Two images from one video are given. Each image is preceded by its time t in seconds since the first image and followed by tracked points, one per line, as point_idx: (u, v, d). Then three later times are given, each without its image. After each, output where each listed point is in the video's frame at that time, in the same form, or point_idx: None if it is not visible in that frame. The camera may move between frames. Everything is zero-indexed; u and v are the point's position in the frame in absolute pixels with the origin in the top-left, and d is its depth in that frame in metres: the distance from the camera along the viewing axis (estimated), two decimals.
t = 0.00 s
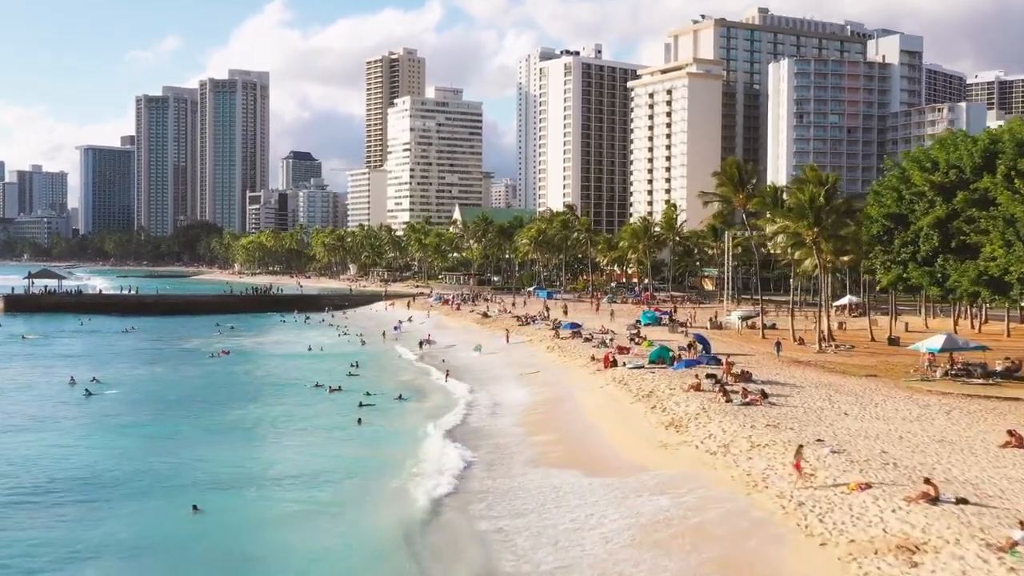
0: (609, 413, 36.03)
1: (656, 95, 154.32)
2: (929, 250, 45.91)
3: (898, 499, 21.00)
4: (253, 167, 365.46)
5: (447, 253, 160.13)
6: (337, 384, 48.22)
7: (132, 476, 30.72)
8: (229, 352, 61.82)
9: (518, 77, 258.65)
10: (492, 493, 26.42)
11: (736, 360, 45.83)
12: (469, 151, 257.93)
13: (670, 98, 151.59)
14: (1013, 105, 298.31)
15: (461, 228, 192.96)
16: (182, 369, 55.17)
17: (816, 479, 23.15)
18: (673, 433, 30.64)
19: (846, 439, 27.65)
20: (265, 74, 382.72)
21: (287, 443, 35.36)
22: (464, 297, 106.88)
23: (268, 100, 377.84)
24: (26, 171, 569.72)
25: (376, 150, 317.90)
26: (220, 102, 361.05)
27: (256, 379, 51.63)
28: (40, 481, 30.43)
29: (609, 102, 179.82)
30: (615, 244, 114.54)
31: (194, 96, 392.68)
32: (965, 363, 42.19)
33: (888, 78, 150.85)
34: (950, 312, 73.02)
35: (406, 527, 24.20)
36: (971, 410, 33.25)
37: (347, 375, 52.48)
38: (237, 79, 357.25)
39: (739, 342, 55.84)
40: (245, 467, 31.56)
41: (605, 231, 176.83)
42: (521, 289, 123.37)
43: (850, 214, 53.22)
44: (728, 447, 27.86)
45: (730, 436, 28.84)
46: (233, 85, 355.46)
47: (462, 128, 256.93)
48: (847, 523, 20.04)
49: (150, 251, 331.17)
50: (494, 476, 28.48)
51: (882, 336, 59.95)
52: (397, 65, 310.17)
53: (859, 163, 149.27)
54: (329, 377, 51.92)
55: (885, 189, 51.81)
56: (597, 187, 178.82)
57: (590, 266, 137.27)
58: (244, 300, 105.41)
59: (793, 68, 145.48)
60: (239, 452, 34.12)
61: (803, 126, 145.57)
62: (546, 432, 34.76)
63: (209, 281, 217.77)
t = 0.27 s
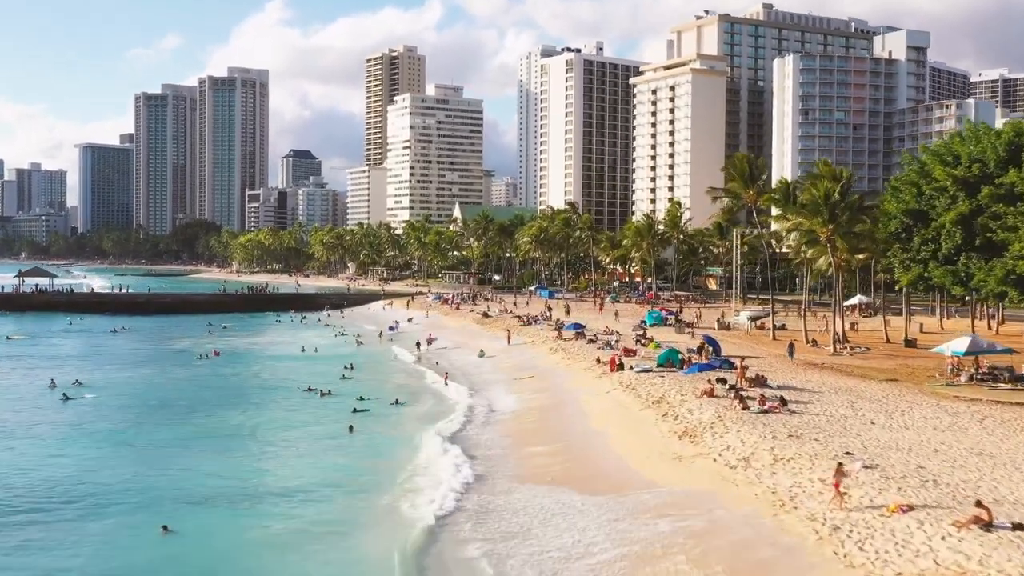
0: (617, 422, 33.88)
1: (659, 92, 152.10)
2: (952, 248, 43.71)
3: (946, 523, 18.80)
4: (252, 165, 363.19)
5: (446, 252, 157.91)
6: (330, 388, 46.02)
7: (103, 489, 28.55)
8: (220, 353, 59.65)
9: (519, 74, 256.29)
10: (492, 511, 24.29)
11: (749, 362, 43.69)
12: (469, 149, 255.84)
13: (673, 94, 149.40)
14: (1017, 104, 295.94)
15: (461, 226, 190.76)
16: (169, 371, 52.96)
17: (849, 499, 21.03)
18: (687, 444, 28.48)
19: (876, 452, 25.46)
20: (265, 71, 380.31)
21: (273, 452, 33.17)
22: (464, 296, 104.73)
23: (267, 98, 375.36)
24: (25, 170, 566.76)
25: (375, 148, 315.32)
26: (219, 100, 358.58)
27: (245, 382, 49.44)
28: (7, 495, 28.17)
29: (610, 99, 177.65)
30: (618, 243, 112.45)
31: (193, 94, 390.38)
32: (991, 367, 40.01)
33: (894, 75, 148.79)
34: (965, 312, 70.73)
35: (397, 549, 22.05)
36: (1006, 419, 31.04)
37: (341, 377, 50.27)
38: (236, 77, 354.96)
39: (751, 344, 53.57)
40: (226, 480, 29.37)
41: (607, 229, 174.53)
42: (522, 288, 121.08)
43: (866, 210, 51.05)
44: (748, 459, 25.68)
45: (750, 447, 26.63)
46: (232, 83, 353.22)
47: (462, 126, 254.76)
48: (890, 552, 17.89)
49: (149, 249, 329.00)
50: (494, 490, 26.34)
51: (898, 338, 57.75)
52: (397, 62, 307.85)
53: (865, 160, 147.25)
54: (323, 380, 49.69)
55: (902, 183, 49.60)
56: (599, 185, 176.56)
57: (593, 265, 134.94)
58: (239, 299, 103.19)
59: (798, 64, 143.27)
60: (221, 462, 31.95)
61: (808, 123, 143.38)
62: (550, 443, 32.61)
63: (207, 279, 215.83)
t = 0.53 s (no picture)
0: (626, 430, 31.68)
1: (661, 88, 149.84)
2: (976, 246, 41.54)
3: (1007, 556, 16.61)
4: (250, 163, 360.75)
5: (445, 250, 155.58)
6: (321, 392, 43.81)
7: (69, 506, 26.35)
8: (209, 355, 57.45)
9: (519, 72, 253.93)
10: (493, 533, 22.09)
11: (763, 365, 41.49)
12: (469, 147, 253.49)
13: (675, 91, 147.19)
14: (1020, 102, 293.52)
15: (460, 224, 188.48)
16: (153, 374, 50.75)
17: (892, 524, 18.84)
18: (703, 455, 26.28)
19: (914, 467, 23.24)
20: (263, 69, 377.55)
21: (257, 463, 30.96)
22: (463, 296, 102.48)
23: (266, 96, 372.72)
24: (22, 167, 563.54)
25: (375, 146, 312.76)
26: (217, 98, 355.94)
27: (232, 385, 47.21)
28: None
29: (611, 95, 175.43)
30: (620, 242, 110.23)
31: (191, 92, 387.77)
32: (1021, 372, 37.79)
33: (900, 71, 146.41)
34: (981, 313, 68.54)
35: None
36: None
37: (333, 380, 48.07)
38: (234, 74, 352.29)
39: (762, 347, 51.34)
40: (203, 496, 27.15)
41: (607, 228, 172.39)
42: (522, 287, 118.77)
43: (884, 206, 48.85)
44: (771, 473, 23.49)
45: (773, 461, 24.43)
46: (230, 81, 350.57)
47: (461, 124, 252.35)
48: None
49: (145, 248, 326.49)
50: (494, 509, 24.18)
51: (914, 339, 55.56)
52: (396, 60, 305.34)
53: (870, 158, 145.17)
54: (314, 383, 47.47)
55: (922, 178, 47.39)
56: (600, 183, 174.40)
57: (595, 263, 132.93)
58: (233, 299, 100.86)
59: (803, 59, 140.98)
60: (199, 474, 29.74)
61: (812, 121, 141.14)
62: (555, 453, 30.40)
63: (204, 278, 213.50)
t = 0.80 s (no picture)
0: (638, 441, 29.49)
1: (662, 84, 147.61)
2: (1002, 245, 39.30)
3: None
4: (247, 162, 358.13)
5: (444, 249, 153.31)
6: (311, 398, 41.56)
7: (27, 528, 24.12)
8: (195, 357, 55.17)
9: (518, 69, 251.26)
10: (493, 563, 19.88)
11: (777, 370, 39.29)
12: (468, 144, 251.08)
13: (677, 88, 144.96)
14: None
15: (458, 223, 186.16)
16: (135, 377, 48.42)
17: (948, 558, 16.61)
18: (723, 471, 24.09)
19: (960, 487, 21.02)
20: (261, 66, 374.77)
21: (235, 479, 28.68)
22: (462, 295, 100.27)
23: (263, 93, 369.92)
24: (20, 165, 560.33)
25: (373, 144, 310.25)
26: (214, 96, 353.13)
27: (217, 389, 44.90)
28: None
29: (612, 92, 173.20)
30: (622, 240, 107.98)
31: (189, 90, 384.97)
32: None
33: (906, 67, 143.96)
34: (996, 313, 66.19)
35: None
36: None
37: (324, 384, 45.84)
38: (232, 72, 349.41)
39: (773, 349, 49.14)
40: (172, 517, 24.84)
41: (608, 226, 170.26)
42: (522, 286, 116.46)
43: (902, 201, 46.62)
44: (801, 493, 21.26)
45: (803, 478, 22.21)
46: (227, 78, 347.65)
47: (460, 121, 249.93)
48: None
49: (142, 247, 324.05)
50: (493, 533, 21.97)
51: (932, 341, 53.27)
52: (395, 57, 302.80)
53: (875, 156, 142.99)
54: (305, 387, 45.24)
55: (943, 172, 45.13)
56: (600, 180, 172.25)
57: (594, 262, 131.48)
58: (227, 299, 98.57)
59: (807, 55, 138.76)
60: (170, 492, 27.41)
61: (816, 118, 138.88)
62: (562, 466, 28.23)
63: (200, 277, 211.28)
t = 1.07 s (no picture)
0: (647, 455, 27.30)
1: (663, 81, 145.30)
2: None
3: None
4: (245, 160, 355.64)
5: (442, 248, 151.01)
6: (297, 405, 39.23)
7: None
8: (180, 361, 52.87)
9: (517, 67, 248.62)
10: None
11: (793, 376, 36.99)
12: (467, 143, 248.70)
13: (678, 84, 142.66)
14: None
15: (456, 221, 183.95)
16: (115, 382, 46.22)
17: None
18: (744, 493, 21.83)
19: (1013, 514, 18.78)
20: (258, 64, 372.01)
21: (211, 497, 26.44)
22: (459, 295, 98.06)
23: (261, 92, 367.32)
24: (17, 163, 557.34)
25: (372, 142, 307.80)
26: (211, 94, 350.42)
27: (199, 394, 42.67)
28: None
29: (612, 89, 170.89)
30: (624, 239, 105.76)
31: (186, 87, 382.33)
32: None
33: (911, 63, 141.53)
34: (1013, 315, 63.86)
35: None
36: None
37: (313, 390, 43.50)
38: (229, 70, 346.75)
39: (785, 354, 46.86)
40: (137, 546, 22.57)
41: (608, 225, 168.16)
42: (521, 286, 114.18)
43: (921, 198, 44.29)
44: (836, 521, 18.99)
45: (836, 503, 19.92)
46: (225, 76, 345.01)
47: (458, 120, 247.49)
48: None
49: (138, 245, 321.65)
50: (491, 566, 19.71)
51: (949, 344, 50.99)
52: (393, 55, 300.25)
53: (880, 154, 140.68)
54: (293, 393, 42.91)
55: (965, 167, 42.80)
56: (600, 179, 170.10)
57: (595, 261, 129.41)
58: (219, 299, 96.33)
59: (811, 51, 136.45)
60: (140, 514, 25.17)
61: (820, 115, 136.53)
62: (565, 484, 26.07)
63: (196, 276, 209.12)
